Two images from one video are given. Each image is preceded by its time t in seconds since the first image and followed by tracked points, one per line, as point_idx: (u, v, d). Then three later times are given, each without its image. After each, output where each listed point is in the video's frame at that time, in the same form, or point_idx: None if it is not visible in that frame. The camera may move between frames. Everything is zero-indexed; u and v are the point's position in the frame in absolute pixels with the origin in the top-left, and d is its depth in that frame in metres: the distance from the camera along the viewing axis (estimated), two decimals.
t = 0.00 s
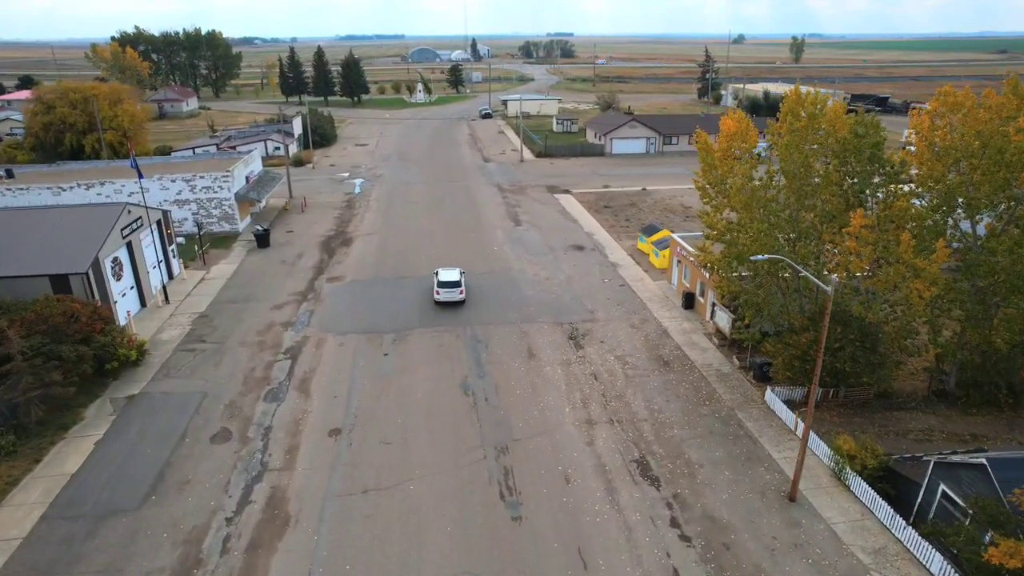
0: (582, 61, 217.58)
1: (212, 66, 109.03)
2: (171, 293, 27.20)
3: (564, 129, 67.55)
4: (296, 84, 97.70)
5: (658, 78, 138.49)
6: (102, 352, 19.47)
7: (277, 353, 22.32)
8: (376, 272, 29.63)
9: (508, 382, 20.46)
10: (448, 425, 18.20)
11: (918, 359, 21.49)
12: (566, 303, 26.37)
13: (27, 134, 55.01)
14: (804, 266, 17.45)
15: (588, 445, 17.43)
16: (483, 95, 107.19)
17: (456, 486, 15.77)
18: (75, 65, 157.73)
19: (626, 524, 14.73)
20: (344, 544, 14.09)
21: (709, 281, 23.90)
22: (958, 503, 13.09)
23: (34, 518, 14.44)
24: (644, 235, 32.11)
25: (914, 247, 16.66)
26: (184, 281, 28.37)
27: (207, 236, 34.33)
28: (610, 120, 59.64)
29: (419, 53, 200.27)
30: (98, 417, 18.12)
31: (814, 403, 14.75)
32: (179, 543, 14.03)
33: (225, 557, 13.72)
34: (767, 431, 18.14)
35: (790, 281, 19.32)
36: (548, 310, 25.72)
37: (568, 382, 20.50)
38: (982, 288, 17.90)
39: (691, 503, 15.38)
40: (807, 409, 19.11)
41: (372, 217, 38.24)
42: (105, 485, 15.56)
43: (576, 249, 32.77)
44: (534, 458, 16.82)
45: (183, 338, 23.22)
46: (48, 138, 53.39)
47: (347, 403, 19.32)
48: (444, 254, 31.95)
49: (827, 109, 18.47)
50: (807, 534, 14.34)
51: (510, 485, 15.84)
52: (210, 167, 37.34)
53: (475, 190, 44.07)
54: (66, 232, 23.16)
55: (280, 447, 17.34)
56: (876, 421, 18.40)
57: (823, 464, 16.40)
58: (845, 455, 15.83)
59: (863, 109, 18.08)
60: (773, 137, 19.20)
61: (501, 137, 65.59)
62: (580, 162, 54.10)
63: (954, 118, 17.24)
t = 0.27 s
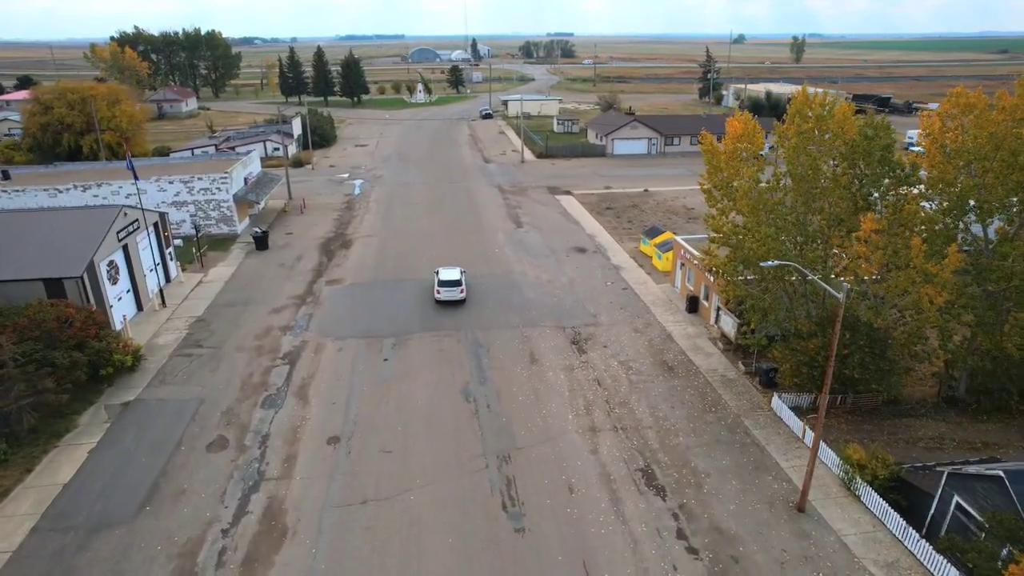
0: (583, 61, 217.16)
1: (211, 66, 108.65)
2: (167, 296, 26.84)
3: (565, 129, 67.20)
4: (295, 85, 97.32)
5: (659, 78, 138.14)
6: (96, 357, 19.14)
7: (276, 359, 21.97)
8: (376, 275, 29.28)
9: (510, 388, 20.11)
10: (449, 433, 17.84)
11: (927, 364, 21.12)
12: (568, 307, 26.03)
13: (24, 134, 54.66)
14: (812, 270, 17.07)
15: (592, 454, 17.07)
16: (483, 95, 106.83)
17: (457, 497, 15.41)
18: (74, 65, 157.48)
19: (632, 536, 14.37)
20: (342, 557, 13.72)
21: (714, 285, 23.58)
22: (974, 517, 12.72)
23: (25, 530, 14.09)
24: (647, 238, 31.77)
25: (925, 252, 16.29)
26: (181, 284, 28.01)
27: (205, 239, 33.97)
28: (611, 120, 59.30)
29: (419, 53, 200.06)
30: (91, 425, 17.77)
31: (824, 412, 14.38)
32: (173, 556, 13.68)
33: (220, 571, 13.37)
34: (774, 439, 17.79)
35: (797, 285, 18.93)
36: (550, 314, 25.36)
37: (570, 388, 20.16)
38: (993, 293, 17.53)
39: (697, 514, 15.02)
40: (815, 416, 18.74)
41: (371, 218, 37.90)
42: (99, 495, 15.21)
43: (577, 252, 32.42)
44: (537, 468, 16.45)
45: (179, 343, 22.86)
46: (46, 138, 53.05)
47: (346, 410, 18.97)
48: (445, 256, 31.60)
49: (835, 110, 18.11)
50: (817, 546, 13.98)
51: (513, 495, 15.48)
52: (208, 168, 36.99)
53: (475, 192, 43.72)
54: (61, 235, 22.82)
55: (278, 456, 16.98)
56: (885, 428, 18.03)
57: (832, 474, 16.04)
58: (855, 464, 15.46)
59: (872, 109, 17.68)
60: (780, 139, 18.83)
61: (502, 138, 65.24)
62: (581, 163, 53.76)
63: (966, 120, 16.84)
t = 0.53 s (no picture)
0: (583, 61, 216.75)
1: (211, 66, 108.38)
2: (165, 299, 26.51)
3: (566, 129, 66.87)
4: (295, 85, 96.96)
5: (659, 78, 137.83)
6: (91, 363, 18.85)
7: (274, 363, 21.65)
8: (376, 278, 28.96)
9: (512, 394, 19.78)
10: (450, 441, 17.52)
11: (936, 369, 20.77)
12: (571, 310, 25.71)
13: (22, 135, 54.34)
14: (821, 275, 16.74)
15: (596, 462, 16.75)
16: (483, 95, 106.50)
17: (458, 507, 15.08)
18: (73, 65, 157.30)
19: (638, 547, 14.04)
20: (342, 569, 13.41)
21: (718, 288, 23.33)
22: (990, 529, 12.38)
23: (16, 542, 13.77)
24: (650, 240, 31.47)
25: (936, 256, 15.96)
26: (179, 287, 27.69)
27: (203, 240, 33.66)
28: (612, 121, 58.96)
29: (419, 53, 199.91)
30: (86, 432, 17.44)
31: (835, 420, 14.04)
32: (167, 568, 13.35)
33: None
34: (782, 446, 17.47)
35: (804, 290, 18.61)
36: (553, 318, 25.05)
37: (574, 394, 19.84)
38: (1005, 297, 17.21)
39: (704, 525, 14.69)
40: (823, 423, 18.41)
41: (372, 220, 37.60)
42: (92, 505, 14.89)
43: (579, 254, 32.11)
44: (540, 476, 16.13)
45: (176, 347, 22.54)
46: (43, 139, 52.74)
47: (345, 416, 18.64)
48: (446, 258, 31.28)
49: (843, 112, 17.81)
50: (828, 558, 13.65)
51: (515, 505, 15.16)
52: (206, 169, 36.67)
53: (476, 193, 43.41)
54: (56, 238, 22.50)
55: (276, 464, 16.66)
56: (894, 436, 17.68)
57: (842, 482, 15.70)
58: (866, 473, 15.12)
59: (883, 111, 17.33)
60: (786, 141, 18.51)
61: (503, 138, 64.83)
62: (582, 164, 53.45)
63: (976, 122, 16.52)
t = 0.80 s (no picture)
0: (584, 61, 216.34)
1: (210, 66, 108.04)
2: (162, 302, 26.17)
3: (566, 130, 66.52)
4: (295, 85, 96.56)
5: (659, 79, 137.47)
6: (86, 369, 18.52)
7: (272, 368, 21.31)
8: (376, 280, 28.63)
9: (514, 400, 19.44)
10: (451, 449, 17.18)
11: (945, 375, 20.42)
12: (573, 313, 25.38)
13: (20, 135, 54.00)
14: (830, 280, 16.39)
15: (601, 470, 16.42)
16: (483, 95, 106.14)
17: (460, 517, 14.75)
18: (73, 65, 157.12)
19: (644, 559, 13.70)
20: None
21: (723, 291, 23.04)
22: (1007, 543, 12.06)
23: (6, 555, 13.42)
24: (653, 242, 31.14)
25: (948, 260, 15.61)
26: (176, 290, 27.34)
27: (202, 242, 33.32)
28: (614, 121, 58.62)
29: (419, 53, 199.59)
30: (79, 440, 17.11)
31: (846, 429, 13.71)
32: None
33: None
34: (790, 454, 17.14)
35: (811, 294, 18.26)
36: (555, 321, 24.72)
37: (577, 400, 19.51)
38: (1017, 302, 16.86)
39: (712, 536, 14.34)
40: (831, 430, 18.06)
41: (372, 221, 37.27)
42: (84, 516, 14.54)
43: (582, 256, 31.78)
44: (543, 485, 15.80)
45: (173, 352, 22.19)
46: (41, 139, 52.40)
47: (345, 423, 18.31)
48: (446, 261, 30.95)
49: (852, 112, 17.47)
50: (839, 571, 13.33)
51: (518, 515, 14.83)
52: (204, 170, 36.32)
53: (477, 194, 43.06)
54: (51, 241, 22.16)
55: (273, 472, 16.32)
56: (904, 443, 17.33)
57: (852, 492, 15.37)
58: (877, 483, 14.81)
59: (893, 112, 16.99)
60: (793, 142, 18.17)
61: (503, 139, 64.48)
62: (583, 164, 53.10)
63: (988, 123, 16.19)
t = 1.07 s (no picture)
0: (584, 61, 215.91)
1: (209, 66, 107.65)
2: (158, 306, 25.78)
3: (567, 130, 66.11)
4: (294, 85, 96.10)
5: (660, 79, 137.08)
6: (79, 375, 18.12)
7: (270, 374, 20.92)
8: (376, 283, 28.25)
9: (516, 408, 19.06)
10: (452, 458, 16.80)
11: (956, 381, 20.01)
12: (576, 317, 25.00)
13: (17, 136, 53.67)
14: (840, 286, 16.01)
15: (605, 481, 16.04)
16: (483, 95, 105.74)
17: (462, 530, 14.36)
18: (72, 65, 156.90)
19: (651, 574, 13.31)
20: None
21: (729, 295, 22.67)
22: None
23: None
24: (656, 244, 30.77)
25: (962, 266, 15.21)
26: (173, 293, 26.95)
27: (199, 244, 32.95)
28: (615, 121, 58.22)
29: (418, 53, 199.24)
30: (72, 449, 16.72)
31: (858, 440, 13.27)
32: None
33: None
34: (799, 463, 16.75)
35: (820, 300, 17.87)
36: (557, 325, 24.33)
37: (580, 408, 19.13)
38: None
39: (720, 549, 13.95)
40: (840, 439, 17.68)
41: (371, 223, 36.89)
42: (75, 530, 14.15)
43: (583, 258, 31.40)
44: (547, 497, 15.42)
45: (169, 357, 21.80)
46: (38, 139, 52.10)
47: (343, 431, 17.92)
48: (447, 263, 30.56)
49: (862, 113, 17.06)
50: None
51: (521, 528, 14.44)
52: (202, 171, 35.94)
53: (477, 195, 42.67)
54: (45, 244, 21.75)
55: (270, 483, 15.93)
56: (916, 452, 16.95)
57: (863, 503, 14.99)
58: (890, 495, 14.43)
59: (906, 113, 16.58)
60: (802, 143, 17.76)
61: (504, 139, 64.08)
62: (584, 165, 52.70)
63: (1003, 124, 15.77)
